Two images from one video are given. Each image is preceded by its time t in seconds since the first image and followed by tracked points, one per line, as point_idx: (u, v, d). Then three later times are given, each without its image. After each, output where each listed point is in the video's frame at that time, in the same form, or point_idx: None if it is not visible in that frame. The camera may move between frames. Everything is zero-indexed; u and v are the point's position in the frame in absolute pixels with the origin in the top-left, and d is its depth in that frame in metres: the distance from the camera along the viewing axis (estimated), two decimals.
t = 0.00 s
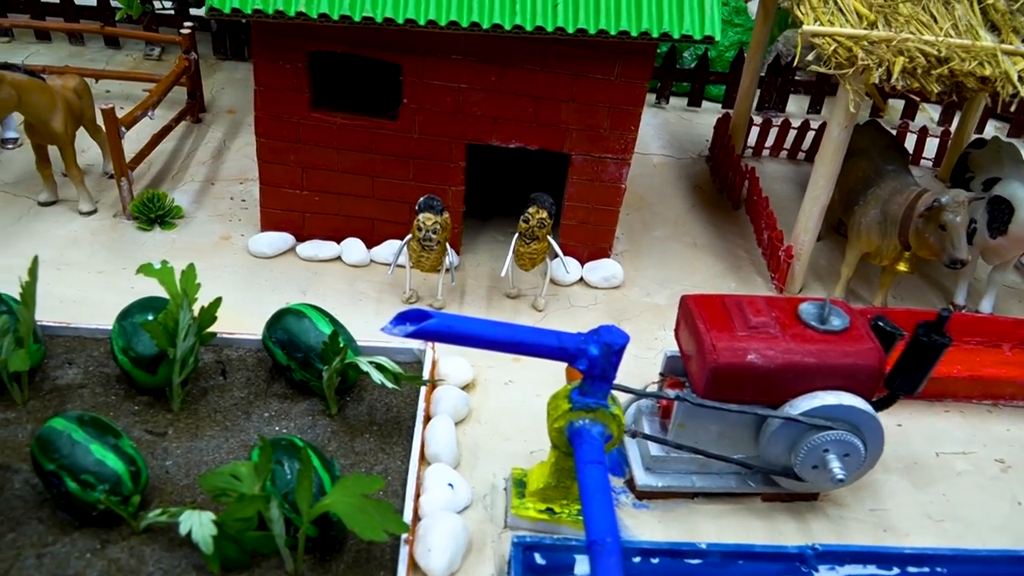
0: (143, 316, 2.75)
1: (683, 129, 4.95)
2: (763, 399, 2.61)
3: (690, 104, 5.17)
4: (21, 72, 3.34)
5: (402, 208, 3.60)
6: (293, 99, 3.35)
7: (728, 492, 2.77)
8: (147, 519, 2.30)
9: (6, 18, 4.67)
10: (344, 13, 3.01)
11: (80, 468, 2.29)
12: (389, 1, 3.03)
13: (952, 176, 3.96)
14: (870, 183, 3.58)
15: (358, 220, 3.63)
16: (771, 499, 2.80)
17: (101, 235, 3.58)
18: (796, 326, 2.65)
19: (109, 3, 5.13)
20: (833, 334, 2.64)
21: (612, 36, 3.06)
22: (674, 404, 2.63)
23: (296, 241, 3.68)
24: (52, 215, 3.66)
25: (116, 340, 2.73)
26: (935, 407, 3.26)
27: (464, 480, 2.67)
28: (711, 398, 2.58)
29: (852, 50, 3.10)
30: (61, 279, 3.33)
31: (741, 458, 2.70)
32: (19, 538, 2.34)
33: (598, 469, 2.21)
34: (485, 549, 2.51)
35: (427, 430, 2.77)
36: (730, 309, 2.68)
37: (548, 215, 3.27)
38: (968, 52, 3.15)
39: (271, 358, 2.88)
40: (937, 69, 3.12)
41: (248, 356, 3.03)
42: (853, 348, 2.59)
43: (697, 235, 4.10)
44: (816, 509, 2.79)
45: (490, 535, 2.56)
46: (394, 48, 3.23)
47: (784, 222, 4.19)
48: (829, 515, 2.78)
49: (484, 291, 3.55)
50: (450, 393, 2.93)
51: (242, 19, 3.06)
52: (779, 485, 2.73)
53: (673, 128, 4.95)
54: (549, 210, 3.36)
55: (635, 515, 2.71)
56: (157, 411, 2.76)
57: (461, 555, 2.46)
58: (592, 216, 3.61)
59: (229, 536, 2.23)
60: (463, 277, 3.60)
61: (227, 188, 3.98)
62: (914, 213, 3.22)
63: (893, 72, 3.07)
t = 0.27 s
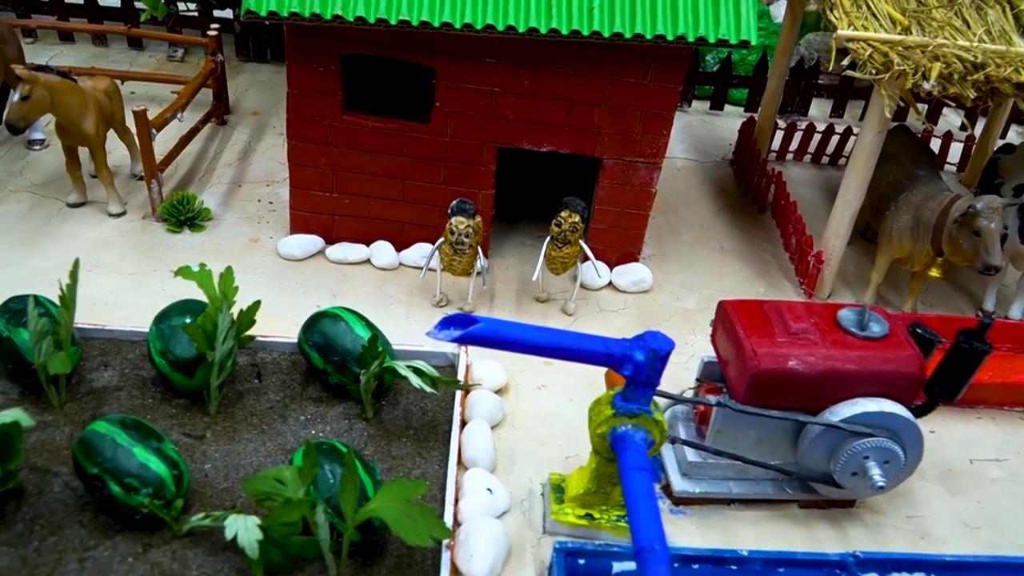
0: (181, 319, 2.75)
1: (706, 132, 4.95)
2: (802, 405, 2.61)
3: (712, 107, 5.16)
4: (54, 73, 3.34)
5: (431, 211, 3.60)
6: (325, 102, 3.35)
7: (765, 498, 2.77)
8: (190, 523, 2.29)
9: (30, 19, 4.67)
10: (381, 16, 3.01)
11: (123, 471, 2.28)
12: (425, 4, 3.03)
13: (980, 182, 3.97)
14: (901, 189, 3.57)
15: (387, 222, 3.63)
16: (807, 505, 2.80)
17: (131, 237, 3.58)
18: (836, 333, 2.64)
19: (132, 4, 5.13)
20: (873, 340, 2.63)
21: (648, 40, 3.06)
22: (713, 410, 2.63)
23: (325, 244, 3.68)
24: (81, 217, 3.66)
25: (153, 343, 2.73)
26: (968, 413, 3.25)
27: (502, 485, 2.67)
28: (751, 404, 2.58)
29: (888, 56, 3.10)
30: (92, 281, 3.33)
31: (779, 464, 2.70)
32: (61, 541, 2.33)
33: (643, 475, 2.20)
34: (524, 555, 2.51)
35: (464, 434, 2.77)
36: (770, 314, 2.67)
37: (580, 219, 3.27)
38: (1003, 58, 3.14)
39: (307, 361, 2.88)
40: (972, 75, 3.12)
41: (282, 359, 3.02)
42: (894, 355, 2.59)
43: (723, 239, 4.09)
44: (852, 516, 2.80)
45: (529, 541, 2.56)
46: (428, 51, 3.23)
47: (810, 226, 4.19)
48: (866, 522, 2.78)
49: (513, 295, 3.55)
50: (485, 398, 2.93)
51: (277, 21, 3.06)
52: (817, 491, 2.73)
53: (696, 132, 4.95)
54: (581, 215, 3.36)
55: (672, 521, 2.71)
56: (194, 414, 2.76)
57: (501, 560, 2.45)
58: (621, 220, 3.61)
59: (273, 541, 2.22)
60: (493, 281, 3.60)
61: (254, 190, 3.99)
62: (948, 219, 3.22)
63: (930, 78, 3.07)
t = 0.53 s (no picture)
0: (220, 322, 2.75)
1: (731, 136, 4.94)
2: (844, 412, 2.60)
3: (736, 110, 5.15)
4: (90, 75, 3.36)
5: (463, 214, 3.60)
6: (360, 105, 3.35)
7: (804, 505, 2.76)
8: (235, 527, 2.29)
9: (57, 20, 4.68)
10: (419, 20, 3.01)
11: (169, 474, 2.28)
12: (464, 7, 3.03)
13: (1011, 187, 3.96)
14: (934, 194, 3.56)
15: (419, 225, 3.63)
16: (846, 511, 2.79)
17: (163, 239, 3.58)
18: (879, 339, 2.63)
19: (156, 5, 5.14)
20: (916, 347, 2.62)
21: (686, 45, 3.05)
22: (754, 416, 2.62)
23: (356, 246, 3.68)
24: (112, 219, 3.66)
25: (193, 346, 2.73)
26: (1002, 420, 3.24)
27: (542, 490, 2.66)
28: (794, 411, 2.57)
29: (926, 61, 3.10)
30: (126, 283, 3.33)
31: (819, 471, 2.69)
32: (105, 545, 2.32)
33: (692, 483, 2.18)
34: (567, 561, 2.51)
35: (503, 439, 2.76)
36: (812, 321, 2.67)
37: (615, 223, 3.27)
38: None
39: (345, 364, 2.88)
40: (1010, 82, 3.10)
41: (318, 362, 3.02)
42: (937, 362, 2.58)
43: (751, 243, 4.08)
44: (892, 522, 2.79)
45: (571, 546, 2.55)
46: (464, 54, 3.23)
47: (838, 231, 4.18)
48: (905, 529, 2.77)
49: (545, 298, 3.55)
50: (522, 402, 2.93)
51: (316, 24, 3.06)
52: (857, 498, 2.72)
53: (720, 135, 4.94)
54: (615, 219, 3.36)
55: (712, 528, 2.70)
56: (233, 417, 2.75)
57: (545, 566, 2.45)
58: (653, 224, 3.61)
59: (320, 546, 2.22)
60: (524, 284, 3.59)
61: (283, 192, 3.99)
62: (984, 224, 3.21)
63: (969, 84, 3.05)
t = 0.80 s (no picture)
0: (255, 325, 2.75)
1: (753, 139, 4.93)
2: (882, 419, 2.59)
3: (758, 114, 5.14)
4: (120, 76, 3.35)
5: (492, 217, 3.59)
6: (390, 108, 3.34)
7: (840, 512, 2.75)
8: (275, 531, 2.28)
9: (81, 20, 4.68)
10: (454, 22, 3.01)
11: (209, 478, 2.28)
12: (498, 11, 3.03)
13: None
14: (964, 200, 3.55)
15: (447, 228, 3.63)
16: (881, 518, 2.79)
17: (191, 240, 3.58)
18: (917, 346, 2.62)
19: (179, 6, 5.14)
20: (954, 354, 2.61)
21: (720, 49, 3.04)
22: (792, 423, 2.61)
23: (383, 248, 3.67)
24: (140, 220, 3.66)
25: (227, 348, 2.72)
26: None
27: (578, 496, 2.66)
28: (832, 417, 2.56)
29: (961, 66, 3.08)
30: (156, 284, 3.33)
31: (856, 478, 2.68)
32: (144, 549, 2.31)
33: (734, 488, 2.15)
34: (604, 568, 2.50)
35: (538, 443, 2.75)
36: (849, 327, 2.65)
37: (646, 227, 3.26)
38: None
39: (378, 368, 2.87)
40: None
41: (350, 365, 3.02)
42: (976, 370, 2.57)
43: (777, 247, 4.07)
44: (927, 530, 2.78)
45: (608, 553, 2.55)
46: (496, 57, 3.22)
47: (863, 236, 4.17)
48: (941, 537, 2.76)
49: (573, 302, 3.54)
50: (556, 407, 2.93)
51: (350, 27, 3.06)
52: (894, 505, 2.71)
53: (743, 139, 4.93)
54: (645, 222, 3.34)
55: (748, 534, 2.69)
56: (267, 420, 2.75)
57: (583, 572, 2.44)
58: (682, 228, 3.60)
59: (362, 551, 2.20)
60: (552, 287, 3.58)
61: (309, 194, 3.98)
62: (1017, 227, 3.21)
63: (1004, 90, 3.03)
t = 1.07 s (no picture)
0: (288, 328, 2.74)
1: (775, 143, 4.92)
2: (918, 426, 2.58)
3: (780, 118, 5.13)
4: (150, 77, 3.35)
5: (519, 220, 3.59)
6: (419, 110, 3.33)
7: (875, 520, 2.75)
8: (313, 535, 2.27)
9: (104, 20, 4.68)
10: (487, 25, 3.00)
11: (247, 482, 2.27)
12: (531, 14, 3.02)
13: None
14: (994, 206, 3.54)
15: (474, 231, 3.62)
16: (915, 526, 2.78)
17: (218, 241, 3.58)
18: (954, 353, 2.61)
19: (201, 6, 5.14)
20: (991, 362, 2.60)
21: (754, 53, 3.03)
22: (827, 431, 2.61)
23: (410, 251, 3.67)
24: (166, 221, 3.66)
25: (260, 351, 2.72)
26: None
27: (613, 501, 2.65)
28: (869, 425, 2.55)
29: (995, 71, 3.07)
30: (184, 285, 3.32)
31: (891, 486, 2.67)
32: (181, 552, 2.30)
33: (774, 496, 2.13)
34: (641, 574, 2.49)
35: (571, 449, 2.75)
36: (886, 334, 2.64)
37: (676, 232, 3.23)
38: None
39: (410, 371, 2.86)
40: None
41: (381, 368, 3.01)
42: (1014, 378, 2.55)
43: (802, 252, 4.06)
44: (961, 538, 2.77)
45: (644, 559, 2.54)
46: (526, 60, 3.21)
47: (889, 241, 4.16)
48: (976, 545, 2.75)
49: (600, 306, 3.53)
50: (587, 412, 2.92)
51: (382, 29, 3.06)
52: (929, 513, 2.70)
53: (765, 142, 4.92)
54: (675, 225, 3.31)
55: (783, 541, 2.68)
56: (300, 423, 2.74)
57: None
58: (710, 232, 3.59)
59: (401, 557, 2.19)
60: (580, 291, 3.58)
61: (333, 195, 3.98)
62: None
63: None
